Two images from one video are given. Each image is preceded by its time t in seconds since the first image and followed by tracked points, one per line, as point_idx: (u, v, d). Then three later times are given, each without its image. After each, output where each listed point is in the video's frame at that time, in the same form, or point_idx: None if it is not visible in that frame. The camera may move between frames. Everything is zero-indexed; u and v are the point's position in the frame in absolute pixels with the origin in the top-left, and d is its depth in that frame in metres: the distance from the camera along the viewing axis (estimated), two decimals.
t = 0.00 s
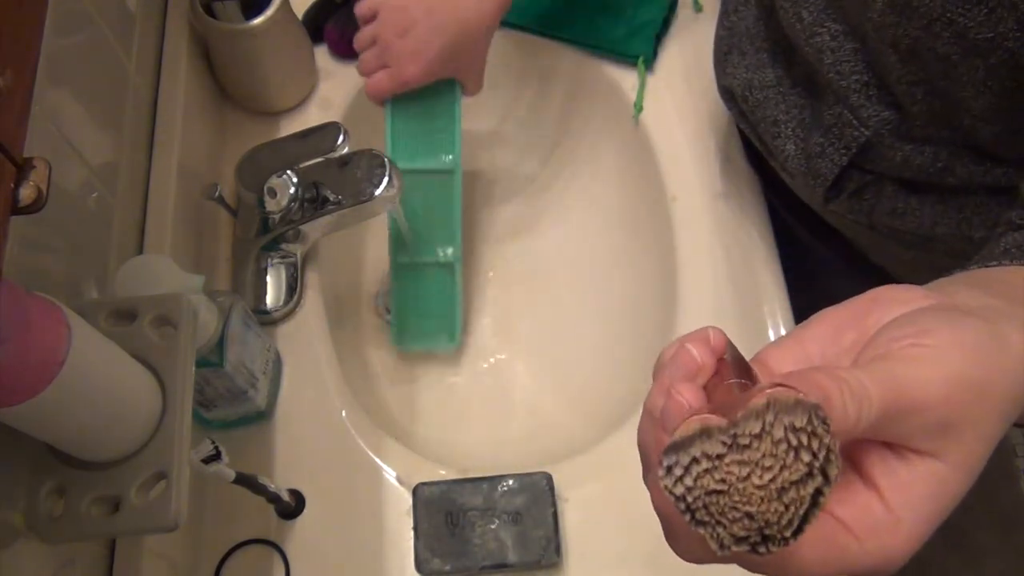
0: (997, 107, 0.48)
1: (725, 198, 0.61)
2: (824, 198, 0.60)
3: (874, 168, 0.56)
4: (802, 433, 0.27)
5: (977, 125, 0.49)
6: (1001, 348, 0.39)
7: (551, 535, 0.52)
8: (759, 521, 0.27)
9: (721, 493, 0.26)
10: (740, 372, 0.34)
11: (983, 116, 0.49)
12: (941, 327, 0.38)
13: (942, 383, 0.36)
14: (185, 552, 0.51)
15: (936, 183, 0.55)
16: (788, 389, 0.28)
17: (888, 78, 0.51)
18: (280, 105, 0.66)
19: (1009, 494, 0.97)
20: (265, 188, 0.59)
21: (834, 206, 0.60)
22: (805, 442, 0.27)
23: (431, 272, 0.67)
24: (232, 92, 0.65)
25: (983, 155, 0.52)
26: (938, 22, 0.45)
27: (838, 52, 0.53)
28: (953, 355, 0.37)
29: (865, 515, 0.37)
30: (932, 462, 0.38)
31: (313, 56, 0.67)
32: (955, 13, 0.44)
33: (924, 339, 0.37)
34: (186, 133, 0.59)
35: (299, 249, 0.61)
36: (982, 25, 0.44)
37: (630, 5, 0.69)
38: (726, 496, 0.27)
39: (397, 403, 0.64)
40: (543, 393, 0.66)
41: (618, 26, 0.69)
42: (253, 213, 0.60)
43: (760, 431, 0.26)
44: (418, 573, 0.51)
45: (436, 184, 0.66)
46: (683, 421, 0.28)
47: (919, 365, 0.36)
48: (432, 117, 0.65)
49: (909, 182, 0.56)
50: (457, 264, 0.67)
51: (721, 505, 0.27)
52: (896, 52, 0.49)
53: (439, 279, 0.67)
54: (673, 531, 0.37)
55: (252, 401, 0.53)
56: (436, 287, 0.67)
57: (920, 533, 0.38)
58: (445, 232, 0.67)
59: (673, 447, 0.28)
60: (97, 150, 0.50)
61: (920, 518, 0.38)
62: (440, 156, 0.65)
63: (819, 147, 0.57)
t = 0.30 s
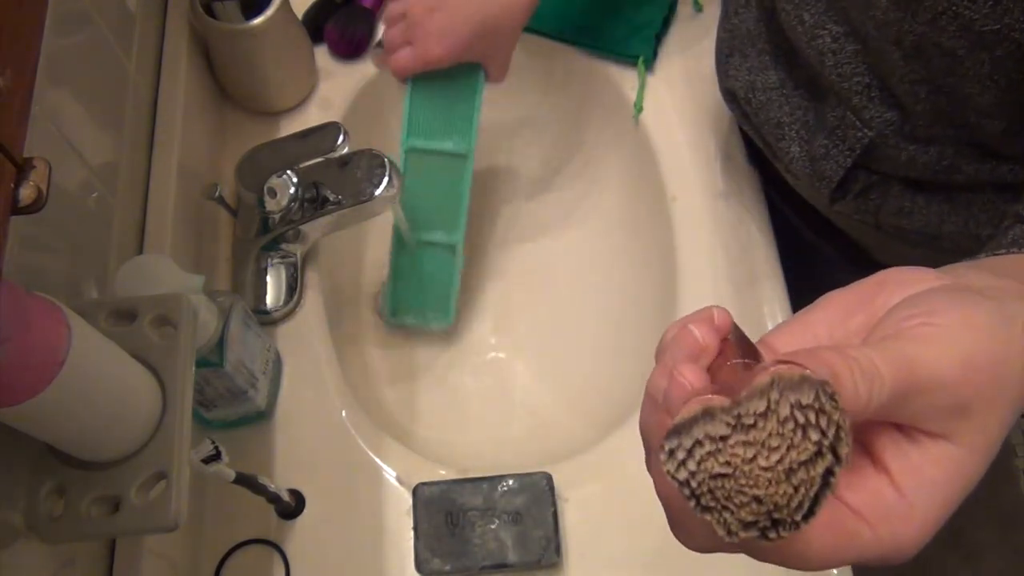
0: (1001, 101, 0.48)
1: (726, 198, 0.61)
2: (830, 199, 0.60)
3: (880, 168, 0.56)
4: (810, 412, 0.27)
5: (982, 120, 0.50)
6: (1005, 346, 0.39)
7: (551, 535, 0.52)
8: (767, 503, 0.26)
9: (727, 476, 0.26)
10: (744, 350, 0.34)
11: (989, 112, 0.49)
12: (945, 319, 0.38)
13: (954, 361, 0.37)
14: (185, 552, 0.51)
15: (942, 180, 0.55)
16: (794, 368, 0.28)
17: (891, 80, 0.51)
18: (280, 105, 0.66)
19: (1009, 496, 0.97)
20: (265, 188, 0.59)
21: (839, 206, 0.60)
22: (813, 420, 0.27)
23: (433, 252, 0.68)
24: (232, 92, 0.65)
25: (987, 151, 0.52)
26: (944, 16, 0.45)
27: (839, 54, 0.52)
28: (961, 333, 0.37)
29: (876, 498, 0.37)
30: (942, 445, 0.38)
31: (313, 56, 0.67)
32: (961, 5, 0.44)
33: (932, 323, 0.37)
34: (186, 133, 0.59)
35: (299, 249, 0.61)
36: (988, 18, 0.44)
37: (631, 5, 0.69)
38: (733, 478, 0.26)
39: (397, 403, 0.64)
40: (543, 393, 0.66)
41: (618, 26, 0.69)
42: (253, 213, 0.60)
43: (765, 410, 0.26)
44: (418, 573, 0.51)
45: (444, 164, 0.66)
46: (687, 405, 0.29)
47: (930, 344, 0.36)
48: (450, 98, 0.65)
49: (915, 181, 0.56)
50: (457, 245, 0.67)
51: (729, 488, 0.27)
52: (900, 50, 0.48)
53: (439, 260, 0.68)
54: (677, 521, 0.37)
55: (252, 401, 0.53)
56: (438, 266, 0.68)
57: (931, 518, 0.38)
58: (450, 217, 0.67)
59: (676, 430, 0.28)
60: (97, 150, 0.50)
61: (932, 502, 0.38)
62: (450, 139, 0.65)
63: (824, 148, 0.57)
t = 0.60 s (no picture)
0: (1000, 89, 0.48)
1: (725, 197, 0.61)
2: (828, 186, 0.60)
3: (877, 157, 0.57)
4: (763, 400, 0.27)
5: (981, 109, 0.49)
6: (997, 346, 0.39)
7: (551, 535, 0.52)
8: (721, 487, 0.27)
9: (682, 461, 0.27)
10: (720, 336, 0.34)
11: (988, 100, 0.49)
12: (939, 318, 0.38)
13: (930, 347, 0.37)
14: (185, 552, 0.51)
15: (938, 172, 0.55)
16: (756, 358, 0.28)
17: (892, 63, 0.51)
18: (280, 105, 0.66)
19: (1008, 495, 0.97)
20: (265, 188, 0.59)
21: (836, 193, 0.61)
22: (765, 409, 0.27)
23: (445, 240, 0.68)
24: (232, 92, 0.65)
25: (985, 142, 0.52)
26: (944, 2, 0.45)
27: (841, 39, 0.52)
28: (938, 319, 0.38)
29: (841, 479, 0.38)
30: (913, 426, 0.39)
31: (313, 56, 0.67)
32: None
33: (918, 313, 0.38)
34: (186, 133, 0.59)
35: (299, 249, 0.61)
36: (988, 4, 0.44)
37: (630, 5, 0.69)
38: (686, 463, 0.27)
39: (397, 403, 0.64)
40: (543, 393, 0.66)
41: (618, 26, 0.69)
42: (253, 213, 0.60)
43: (720, 398, 0.27)
44: (418, 573, 0.51)
45: (457, 146, 0.66)
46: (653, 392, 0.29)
47: (907, 328, 0.37)
48: (462, 79, 0.66)
49: (911, 172, 0.56)
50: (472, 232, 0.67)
51: (684, 473, 0.27)
52: (899, 37, 0.49)
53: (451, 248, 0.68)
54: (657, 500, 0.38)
55: (252, 401, 0.53)
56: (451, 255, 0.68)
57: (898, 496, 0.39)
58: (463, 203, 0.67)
59: (640, 417, 0.29)
60: (97, 150, 0.50)
61: (898, 482, 0.39)
62: (464, 122, 0.66)
63: (822, 134, 0.57)
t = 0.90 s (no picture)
0: (1003, 77, 0.48)
1: (724, 196, 0.62)
2: (829, 180, 0.60)
3: (878, 149, 0.57)
4: (791, 415, 0.27)
5: (985, 98, 0.50)
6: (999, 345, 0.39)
7: (551, 535, 0.52)
8: (754, 505, 0.28)
9: (715, 482, 0.27)
10: (740, 345, 0.33)
11: (991, 89, 0.49)
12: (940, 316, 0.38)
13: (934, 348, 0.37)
14: (185, 552, 0.51)
15: (940, 162, 0.55)
16: (778, 372, 0.29)
17: (896, 54, 0.50)
18: (280, 105, 0.66)
19: (1009, 494, 0.97)
20: (265, 188, 0.59)
21: (838, 187, 0.60)
22: (794, 425, 0.27)
23: (436, 243, 0.68)
24: (232, 92, 0.65)
25: (988, 131, 0.52)
26: None
27: (843, 30, 0.52)
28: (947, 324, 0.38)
29: (864, 482, 0.39)
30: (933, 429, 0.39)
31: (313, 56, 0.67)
32: None
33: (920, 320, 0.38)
34: (186, 133, 0.59)
35: (299, 249, 0.61)
36: None
37: (631, 5, 0.69)
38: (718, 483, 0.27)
39: (397, 403, 0.64)
40: (544, 394, 0.66)
41: (618, 26, 0.69)
42: (253, 213, 0.60)
43: (748, 417, 0.27)
44: (418, 573, 0.51)
45: (454, 151, 0.66)
46: (680, 411, 0.30)
47: (921, 334, 0.37)
48: (466, 83, 0.65)
49: (913, 163, 0.56)
50: (458, 238, 0.67)
51: (717, 493, 0.28)
52: (903, 27, 0.49)
53: (440, 251, 0.68)
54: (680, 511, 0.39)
55: (252, 401, 0.53)
56: (438, 256, 0.68)
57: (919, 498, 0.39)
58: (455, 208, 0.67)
59: (670, 437, 0.29)
60: (97, 150, 0.50)
61: (920, 483, 0.39)
62: (462, 128, 0.65)
63: (824, 126, 0.57)
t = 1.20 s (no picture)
0: (1001, 74, 0.48)
1: (724, 195, 0.62)
2: (832, 180, 0.60)
3: (877, 150, 0.57)
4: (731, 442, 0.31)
5: (982, 96, 0.50)
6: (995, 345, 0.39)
7: (551, 535, 0.52)
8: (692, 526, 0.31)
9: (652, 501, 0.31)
10: (704, 350, 0.37)
11: (990, 86, 0.49)
12: (914, 293, 0.38)
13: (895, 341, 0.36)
14: (185, 552, 0.51)
15: (943, 158, 0.55)
16: (731, 395, 0.33)
17: (893, 56, 0.51)
18: (280, 105, 0.66)
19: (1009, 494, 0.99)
20: (265, 188, 0.59)
21: (841, 187, 0.60)
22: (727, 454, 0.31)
23: (461, 300, 0.67)
24: (232, 92, 0.65)
25: (989, 127, 0.52)
26: None
27: (838, 32, 0.52)
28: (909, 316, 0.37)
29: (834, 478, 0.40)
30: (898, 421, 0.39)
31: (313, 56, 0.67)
32: None
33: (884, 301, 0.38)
34: (186, 133, 0.59)
35: (300, 249, 0.61)
36: None
37: (631, 6, 0.69)
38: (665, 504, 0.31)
39: (397, 403, 0.64)
40: (544, 394, 0.66)
41: (618, 26, 0.69)
42: (253, 213, 0.60)
43: (695, 443, 0.31)
44: (418, 573, 0.51)
45: (477, 206, 0.68)
46: (634, 428, 0.34)
47: (884, 321, 0.37)
48: (485, 141, 0.68)
49: (916, 160, 0.56)
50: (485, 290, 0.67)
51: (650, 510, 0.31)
52: (899, 27, 0.49)
53: (466, 307, 0.67)
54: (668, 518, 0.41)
55: (252, 401, 0.53)
56: (465, 312, 0.67)
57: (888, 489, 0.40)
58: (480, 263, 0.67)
59: (618, 457, 0.33)
60: (98, 150, 0.50)
61: (890, 470, 0.39)
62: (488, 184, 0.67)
63: (825, 129, 0.57)
